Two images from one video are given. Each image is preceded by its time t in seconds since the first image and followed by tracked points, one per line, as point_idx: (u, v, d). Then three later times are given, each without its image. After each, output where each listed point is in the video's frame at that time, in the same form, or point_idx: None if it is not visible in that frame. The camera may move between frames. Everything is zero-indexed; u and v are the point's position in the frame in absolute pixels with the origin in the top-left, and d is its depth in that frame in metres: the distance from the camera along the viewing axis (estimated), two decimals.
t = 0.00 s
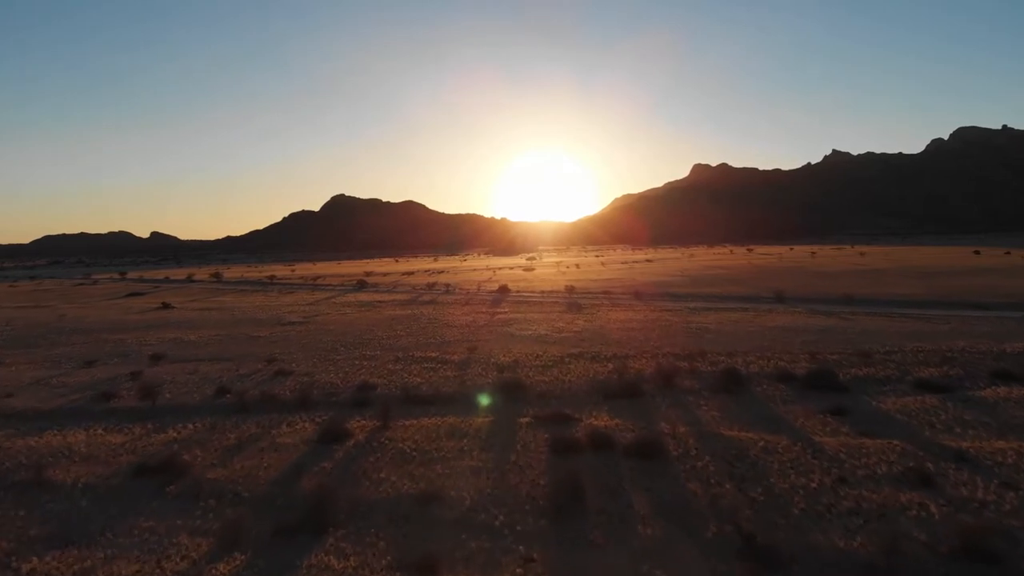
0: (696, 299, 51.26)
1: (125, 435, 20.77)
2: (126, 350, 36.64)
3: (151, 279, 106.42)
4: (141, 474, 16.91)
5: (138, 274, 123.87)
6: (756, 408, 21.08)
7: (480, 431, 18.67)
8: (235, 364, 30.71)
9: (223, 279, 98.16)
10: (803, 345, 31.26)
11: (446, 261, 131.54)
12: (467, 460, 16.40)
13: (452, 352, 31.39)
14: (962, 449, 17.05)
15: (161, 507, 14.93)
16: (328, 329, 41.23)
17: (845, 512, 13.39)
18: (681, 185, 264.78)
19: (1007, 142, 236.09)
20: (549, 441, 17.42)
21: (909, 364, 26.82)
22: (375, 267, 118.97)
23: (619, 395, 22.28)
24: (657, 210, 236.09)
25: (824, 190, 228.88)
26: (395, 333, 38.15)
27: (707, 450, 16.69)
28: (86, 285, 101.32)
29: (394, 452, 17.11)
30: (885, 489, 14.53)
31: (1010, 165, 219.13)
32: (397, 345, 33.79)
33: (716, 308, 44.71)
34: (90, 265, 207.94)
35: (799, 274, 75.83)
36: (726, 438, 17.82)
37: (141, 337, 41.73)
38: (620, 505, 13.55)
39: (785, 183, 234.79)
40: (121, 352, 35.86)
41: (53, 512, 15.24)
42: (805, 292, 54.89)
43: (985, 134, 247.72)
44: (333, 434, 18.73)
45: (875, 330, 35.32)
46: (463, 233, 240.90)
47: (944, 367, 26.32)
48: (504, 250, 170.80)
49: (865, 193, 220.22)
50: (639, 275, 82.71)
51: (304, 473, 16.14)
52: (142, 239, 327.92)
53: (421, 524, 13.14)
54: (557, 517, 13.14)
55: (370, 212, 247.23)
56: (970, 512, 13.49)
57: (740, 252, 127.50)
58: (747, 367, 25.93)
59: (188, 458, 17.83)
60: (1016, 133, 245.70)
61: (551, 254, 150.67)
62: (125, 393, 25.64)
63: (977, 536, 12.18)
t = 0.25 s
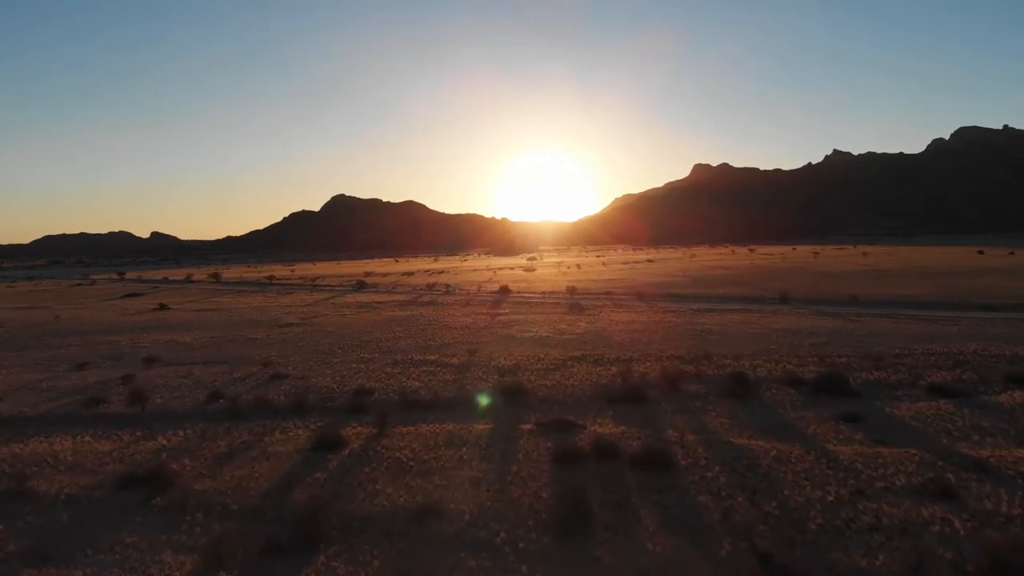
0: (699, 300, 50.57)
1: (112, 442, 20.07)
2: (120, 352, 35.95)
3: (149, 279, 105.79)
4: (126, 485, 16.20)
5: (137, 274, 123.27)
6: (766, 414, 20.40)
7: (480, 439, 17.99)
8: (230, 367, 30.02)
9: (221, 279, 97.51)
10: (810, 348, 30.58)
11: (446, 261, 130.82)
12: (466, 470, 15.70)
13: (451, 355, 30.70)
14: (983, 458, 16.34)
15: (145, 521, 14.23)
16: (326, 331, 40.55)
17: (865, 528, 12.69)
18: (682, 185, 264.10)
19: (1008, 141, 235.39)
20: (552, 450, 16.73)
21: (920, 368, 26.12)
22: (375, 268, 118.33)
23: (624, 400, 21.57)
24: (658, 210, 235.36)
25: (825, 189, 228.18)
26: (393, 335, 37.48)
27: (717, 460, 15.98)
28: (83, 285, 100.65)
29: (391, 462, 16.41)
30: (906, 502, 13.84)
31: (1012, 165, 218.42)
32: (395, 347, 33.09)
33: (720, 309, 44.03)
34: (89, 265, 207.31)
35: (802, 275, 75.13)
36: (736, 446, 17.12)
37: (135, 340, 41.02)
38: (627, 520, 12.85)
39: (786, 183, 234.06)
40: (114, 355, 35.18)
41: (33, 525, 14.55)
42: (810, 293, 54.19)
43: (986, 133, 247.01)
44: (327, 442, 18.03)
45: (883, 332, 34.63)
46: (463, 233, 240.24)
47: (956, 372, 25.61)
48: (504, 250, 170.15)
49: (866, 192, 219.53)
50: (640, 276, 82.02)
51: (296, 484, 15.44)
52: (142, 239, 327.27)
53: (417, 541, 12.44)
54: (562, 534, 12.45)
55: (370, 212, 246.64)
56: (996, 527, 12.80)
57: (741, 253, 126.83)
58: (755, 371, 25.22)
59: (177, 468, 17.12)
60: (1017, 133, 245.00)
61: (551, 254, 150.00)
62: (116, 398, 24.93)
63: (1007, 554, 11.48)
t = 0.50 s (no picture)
0: (703, 301, 49.77)
1: (97, 451, 19.31)
2: (112, 355, 35.20)
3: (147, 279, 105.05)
4: (109, 499, 15.45)
5: (136, 275, 122.51)
6: (779, 422, 19.61)
7: (480, 448, 17.20)
8: (223, 371, 29.24)
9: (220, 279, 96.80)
10: (819, 351, 29.75)
11: (446, 261, 129.98)
12: (466, 483, 14.91)
13: (451, 358, 29.94)
14: (1008, 471, 15.58)
15: (126, 539, 13.47)
16: (323, 333, 39.76)
17: (890, 548, 11.94)
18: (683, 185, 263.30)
19: (1010, 141, 234.54)
20: (556, 461, 15.95)
21: (935, 373, 25.31)
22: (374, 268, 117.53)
23: (630, 408, 20.77)
24: (659, 210, 234.49)
25: (827, 189, 227.31)
26: (392, 337, 36.67)
27: (730, 472, 15.22)
28: (81, 286, 99.83)
29: (387, 474, 15.65)
30: (932, 520, 13.09)
31: (1014, 165, 217.52)
32: (393, 350, 32.27)
33: (725, 311, 43.25)
34: (89, 265, 206.52)
35: (806, 275, 74.27)
36: (749, 458, 16.32)
37: (129, 342, 40.27)
38: (636, 540, 12.10)
39: (787, 183, 233.21)
40: (106, 358, 34.41)
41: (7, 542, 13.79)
42: (816, 294, 53.32)
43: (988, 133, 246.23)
44: (320, 453, 17.26)
45: (893, 335, 33.79)
46: (464, 233, 239.40)
47: (972, 377, 24.81)
48: (505, 250, 169.31)
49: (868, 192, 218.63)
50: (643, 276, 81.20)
51: (287, 498, 14.69)
52: (142, 239, 326.43)
53: (413, 562, 11.67)
54: (567, 555, 11.68)
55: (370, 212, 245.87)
56: None
57: (744, 252, 126.14)
58: (764, 376, 24.42)
59: (162, 480, 16.37)
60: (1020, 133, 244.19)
61: (553, 253, 150.14)
62: (104, 404, 24.16)
63: None
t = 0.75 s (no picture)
0: (707, 302, 49.09)
1: (84, 459, 18.64)
2: (105, 358, 34.50)
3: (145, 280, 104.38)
4: (92, 511, 14.79)
5: (134, 275, 121.81)
6: (790, 429, 18.94)
7: (480, 457, 16.52)
8: (217, 375, 28.56)
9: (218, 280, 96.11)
10: (827, 354, 29.04)
11: (446, 262, 129.28)
12: (465, 496, 14.23)
13: (451, 361, 29.26)
14: None
15: (108, 554, 12.82)
16: (321, 334, 39.08)
17: (915, 568, 11.29)
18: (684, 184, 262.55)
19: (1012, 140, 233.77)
20: (559, 472, 15.27)
21: (948, 377, 24.62)
22: (374, 269, 116.84)
23: (635, 413, 20.10)
24: (660, 210, 233.69)
25: (828, 189, 226.55)
26: (390, 339, 35.98)
27: (742, 484, 14.55)
28: (79, 286, 99.16)
29: (383, 485, 14.99)
30: (957, 536, 12.43)
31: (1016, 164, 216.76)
32: (391, 352, 31.57)
33: (729, 312, 42.57)
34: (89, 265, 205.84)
35: (810, 276, 73.55)
36: (761, 468, 15.64)
37: (123, 344, 39.57)
38: (646, 558, 11.44)
39: (788, 183, 232.43)
40: (99, 361, 33.71)
41: None
42: (820, 295, 52.60)
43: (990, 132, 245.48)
44: (314, 462, 16.60)
45: (902, 337, 33.06)
46: (464, 233, 238.66)
47: (986, 381, 24.13)
48: (505, 250, 168.61)
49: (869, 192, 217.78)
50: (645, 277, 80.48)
51: (278, 511, 14.01)
52: (141, 239, 325.78)
53: None
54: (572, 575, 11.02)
55: (370, 211, 245.16)
56: None
57: (745, 252, 125.37)
58: (773, 380, 23.74)
59: (149, 491, 15.71)
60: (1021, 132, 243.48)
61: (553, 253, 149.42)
62: (94, 409, 23.48)
63: None
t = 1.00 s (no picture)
0: (710, 303, 48.36)
1: (68, 468, 17.92)
2: (97, 361, 33.77)
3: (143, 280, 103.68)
4: (72, 525, 14.08)
5: (132, 275, 121.07)
6: (803, 437, 18.21)
7: (480, 467, 15.81)
8: (210, 378, 27.83)
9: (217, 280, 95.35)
10: (837, 358, 28.29)
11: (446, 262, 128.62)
12: (463, 510, 13.49)
13: (450, 364, 28.53)
14: None
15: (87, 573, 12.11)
16: (318, 336, 38.36)
17: None
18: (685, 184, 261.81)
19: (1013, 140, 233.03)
20: (563, 483, 14.54)
21: (962, 382, 23.89)
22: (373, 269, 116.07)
23: (641, 421, 19.37)
24: (661, 210, 232.90)
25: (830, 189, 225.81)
26: (389, 341, 35.21)
27: (756, 498, 13.83)
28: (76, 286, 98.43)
29: (378, 498, 14.26)
30: (986, 555, 11.72)
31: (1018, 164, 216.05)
32: (389, 355, 30.78)
33: (733, 313, 41.85)
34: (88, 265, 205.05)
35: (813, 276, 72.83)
36: (775, 480, 14.93)
37: (116, 346, 38.82)
38: None
39: (790, 183, 231.70)
40: (91, 364, 32.97)
41: None
42: (824, 296, 51.89)
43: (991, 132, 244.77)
44: (307, 472, 15.89)
45: (912, 340, 32.31)
46: (464, 233, 237.93)
47: (1002, 385, 23.41)
48: (505, 250, 167.88)
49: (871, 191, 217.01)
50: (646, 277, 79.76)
51: (268, 527, 13.28)
52: (141, 238, 324.79)
53: None
54: None
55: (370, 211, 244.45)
56: None
57: (747, 253, 124.64)
58: (782, 386, 23.01)
59: (133, 504, 14.99)
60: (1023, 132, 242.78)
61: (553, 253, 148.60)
62: (82, 415, 22.74)
63: None
